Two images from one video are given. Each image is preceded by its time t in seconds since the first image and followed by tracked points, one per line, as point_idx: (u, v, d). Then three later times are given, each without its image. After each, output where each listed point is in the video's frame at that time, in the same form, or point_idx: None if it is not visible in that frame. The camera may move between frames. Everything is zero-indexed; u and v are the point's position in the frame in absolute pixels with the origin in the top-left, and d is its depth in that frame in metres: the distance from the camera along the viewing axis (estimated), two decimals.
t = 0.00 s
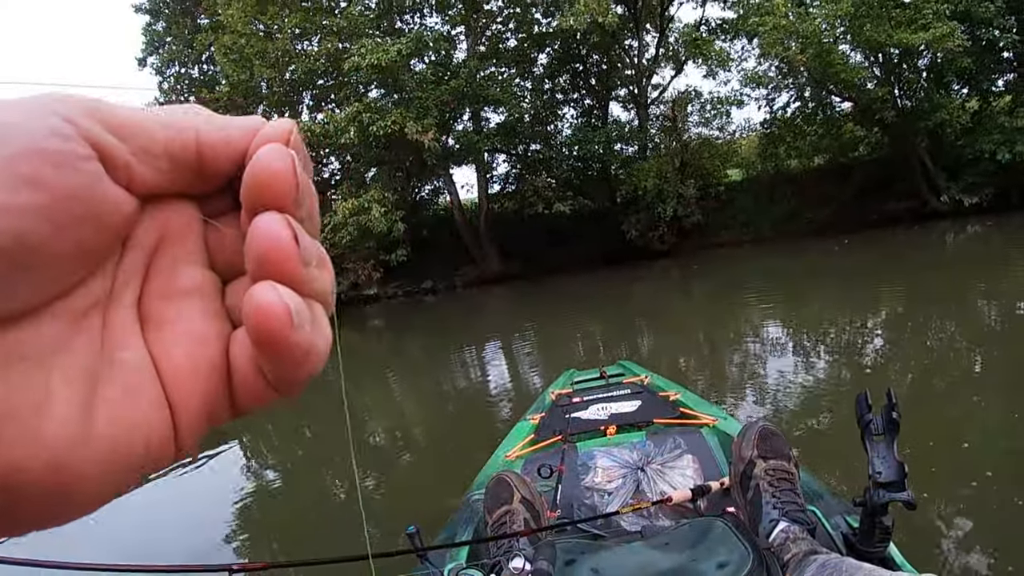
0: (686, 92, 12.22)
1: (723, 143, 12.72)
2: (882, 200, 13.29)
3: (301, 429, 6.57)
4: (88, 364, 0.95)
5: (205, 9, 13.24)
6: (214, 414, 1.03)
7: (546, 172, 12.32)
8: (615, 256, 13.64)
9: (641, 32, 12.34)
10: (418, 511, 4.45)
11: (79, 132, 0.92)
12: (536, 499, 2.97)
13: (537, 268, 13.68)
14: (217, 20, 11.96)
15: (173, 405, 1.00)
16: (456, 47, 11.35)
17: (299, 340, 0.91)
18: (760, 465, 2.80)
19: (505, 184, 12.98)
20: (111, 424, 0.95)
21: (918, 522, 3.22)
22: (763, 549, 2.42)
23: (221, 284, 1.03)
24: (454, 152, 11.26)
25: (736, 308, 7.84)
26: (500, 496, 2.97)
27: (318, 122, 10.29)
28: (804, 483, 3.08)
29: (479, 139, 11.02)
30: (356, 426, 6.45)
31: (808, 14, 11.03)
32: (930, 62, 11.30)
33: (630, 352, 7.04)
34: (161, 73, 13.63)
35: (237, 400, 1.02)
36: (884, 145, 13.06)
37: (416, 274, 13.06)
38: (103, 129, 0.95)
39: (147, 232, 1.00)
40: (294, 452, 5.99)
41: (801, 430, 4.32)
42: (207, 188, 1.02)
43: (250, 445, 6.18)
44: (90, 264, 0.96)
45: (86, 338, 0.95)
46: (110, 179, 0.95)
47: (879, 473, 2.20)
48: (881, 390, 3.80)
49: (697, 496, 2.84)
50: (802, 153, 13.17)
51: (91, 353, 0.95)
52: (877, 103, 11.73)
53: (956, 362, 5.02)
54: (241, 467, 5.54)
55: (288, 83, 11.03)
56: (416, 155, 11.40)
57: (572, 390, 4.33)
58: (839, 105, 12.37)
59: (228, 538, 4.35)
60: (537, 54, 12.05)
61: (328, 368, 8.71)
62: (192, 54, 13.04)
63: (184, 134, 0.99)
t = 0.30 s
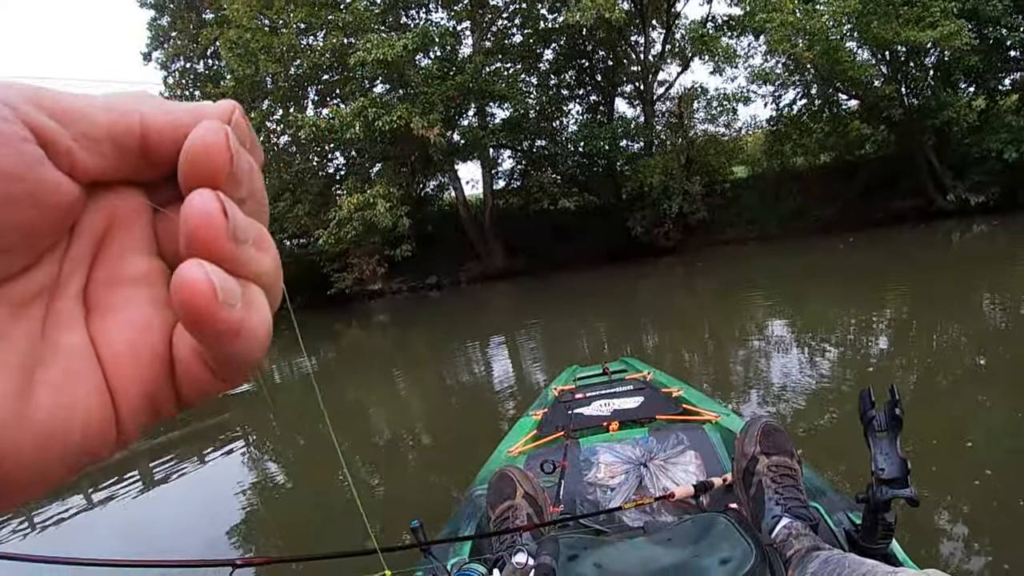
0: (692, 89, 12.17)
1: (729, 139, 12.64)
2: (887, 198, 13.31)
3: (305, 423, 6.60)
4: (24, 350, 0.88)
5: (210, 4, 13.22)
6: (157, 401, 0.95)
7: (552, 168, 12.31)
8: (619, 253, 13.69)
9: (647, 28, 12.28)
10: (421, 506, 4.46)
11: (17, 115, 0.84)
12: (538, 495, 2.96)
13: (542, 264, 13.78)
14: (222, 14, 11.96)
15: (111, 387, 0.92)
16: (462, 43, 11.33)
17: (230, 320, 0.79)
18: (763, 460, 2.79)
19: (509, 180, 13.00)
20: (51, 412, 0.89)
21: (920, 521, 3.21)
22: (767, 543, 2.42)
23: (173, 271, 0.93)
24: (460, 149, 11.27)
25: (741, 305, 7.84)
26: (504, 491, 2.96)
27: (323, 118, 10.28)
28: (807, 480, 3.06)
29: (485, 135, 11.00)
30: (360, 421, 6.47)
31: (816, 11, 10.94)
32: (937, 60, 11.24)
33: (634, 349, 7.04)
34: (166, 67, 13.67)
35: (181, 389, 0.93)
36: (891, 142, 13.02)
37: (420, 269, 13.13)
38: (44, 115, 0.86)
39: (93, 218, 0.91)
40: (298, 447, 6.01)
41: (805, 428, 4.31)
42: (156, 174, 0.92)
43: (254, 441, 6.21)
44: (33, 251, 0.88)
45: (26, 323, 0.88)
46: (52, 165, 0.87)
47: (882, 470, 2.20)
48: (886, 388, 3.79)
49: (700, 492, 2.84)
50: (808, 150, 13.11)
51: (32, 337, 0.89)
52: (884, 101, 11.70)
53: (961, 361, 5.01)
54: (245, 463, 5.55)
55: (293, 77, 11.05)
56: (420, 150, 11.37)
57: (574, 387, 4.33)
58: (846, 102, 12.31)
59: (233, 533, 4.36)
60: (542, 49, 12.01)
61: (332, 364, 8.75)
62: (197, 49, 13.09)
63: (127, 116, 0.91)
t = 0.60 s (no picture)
0: (700, 87, 12.12)
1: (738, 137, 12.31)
2: (895, 198, 13.25)
3: (309, 418, 6.62)
4: None
5: None
6: (34, 468, 0.68)
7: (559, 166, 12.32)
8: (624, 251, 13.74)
9: (656, 26, 12.24)
10: (424, 501, 4.47)
11: None
12: (540, 491, 2.95)
13: (548, 261, 13.82)
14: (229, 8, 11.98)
15: None
16: (470, 39, 11.32)
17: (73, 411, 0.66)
18: (766, 459, 2.79)
19: (516, 177, 13.01)
20: None
21: (923, 522, 3.20)
22: (769, 541, 2.41)
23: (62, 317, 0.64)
24: (467, 145, 11.27)
25: (747, 305, 7.82)
26: (507, 487, 2.96)
27: (331, 113, 10.27)
28: (809, 479, 3.06)
29: (492, 131, 10.97)
30: (363, 416, 6.49)
31: (825, 10, 10.87)
32: (946, 61, 11.17)
33: (638, 346, 7.03)
34: (174, 61, 13.75)
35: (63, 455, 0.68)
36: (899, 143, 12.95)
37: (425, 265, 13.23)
38: None
39: None
40: (302, 441, 6.03)
41: (810, 428, 4.30)
42: (53, 210, 0.67)
43: (259, 434, 6.23)
44: None
45: None
46: None
47: (885, 470, 2.17)
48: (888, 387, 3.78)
49: (702, 489, 2.84)
50: (815, 150, 13.07)
51: None
52: (893, 100, 11.45)
53: (967, 362, 4.99)
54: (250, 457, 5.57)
55: (300, 72, 11.12)
56: (427, 146, 11.37)
57: (577, 384, 4.33)
58: (853, 102, 12.24)
59: (237, 526, 4.37)
60: (550, 46, 11.99)
61: (337, 358, 8.79)
62: (204, 43, 13.14)
63: (12, 138, 0.65)
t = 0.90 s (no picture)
0: (709, 90, 12.11)
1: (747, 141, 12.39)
2: (905, 204, 13.18)
3: (313, 416, 6.62)
4: None
5: None
6: None
7: (567, 168, 12.32)
8: (631, 253, 13.70)
9: (666, 28, 12.21)
10: (426, 502, 4.47)
11: None
12: (543, 493, 2.94)
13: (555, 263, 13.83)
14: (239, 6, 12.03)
15: None
16: (479, 40, 11.34)
17: None
18: (769, 463, 2.77)
19: (524, 179, 13.02)
20: None
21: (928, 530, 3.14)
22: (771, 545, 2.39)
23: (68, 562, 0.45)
24: (475, 146, 11.29)
25: (753, 310, 7.79)
26: (510, 488, 2.94)
27: (340, 111, 10.29)
28: (812, 484, 3.03)
29: (501, 132, 10.97)
30: (368, 416, 6.49)
31: (836, 15, 10.82)
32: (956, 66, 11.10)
33: (643, 350, 7.01)
34: (184, 58, 13.85)
35: None
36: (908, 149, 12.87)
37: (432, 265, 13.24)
38: None
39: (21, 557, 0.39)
40: (306, 439, 6.04)
41: (815, 435, 4.26)
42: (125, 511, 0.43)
43: (263, 433, 6.25)
44: None
45: None
46: None
47: (887, 474, 2.15)
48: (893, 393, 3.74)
49: (705, 492, 2.82)
50: (824, 155, 13.02)
51: None
52: (904, 105, 11.35)
53: (975, 370, 4.94)
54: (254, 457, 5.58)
55: (309, 71, 11.16)
56: (435, 146, 11.37)
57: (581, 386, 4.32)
58: (863, 106, 12.19)
59: (238, 523, 4.38)
60: (560, 48, 11.99)
61: (343, 357, 8.81)
62: (214, 40, 13.22)
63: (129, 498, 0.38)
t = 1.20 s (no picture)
0: (722, 102, 12.10)
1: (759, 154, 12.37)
2: (920, 218, 13.07)
3: (321, 422, 6.63)
4: None
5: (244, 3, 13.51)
6: None
7: (580, 178, 12.35)
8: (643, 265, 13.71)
9: (679, 40, 12.22)
10: (431, 510, 4.45)
11: None
12: (550, 503, 2.90)
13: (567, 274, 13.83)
14: (255, 13, 12.16)
15: None
16: (493, 50, 11.40)
17: None
18: (777, 477, 2.73)
19: (536, 189, 13.03)
20: None
21: (935, 545, 3.06)
22: (778, 560, 2.35)
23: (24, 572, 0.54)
24: (488, 156, 11.31)
25: (763, 323, 7.75)
26: (518, 498, 2.91)
27: (353, 119, 10.44)
28: (819, 498, 2.98)
29: (514, 142, 11.00)
30: (374, 424, 6.48)
31: (849, 28, 10.80)
32: (969, 80, 11.03)
33: (652, 362, 6.98)
34: (199, 64, 14.04)
35: None
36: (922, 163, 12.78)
37: (443, 274, 13.28)
38: None
39: None
40: (312, 445, 6.05)
41: (824, 450, 4.20)
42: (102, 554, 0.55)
43: (271, 439, 6.26)
44: None
45: None
46: None
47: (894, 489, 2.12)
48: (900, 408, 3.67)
49: (712, 505, 2.78)
50: (838, 168, 12.96)
51: None
52: (917, 119, 11.24)
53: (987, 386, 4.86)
54: (261, 462, 5.59)
55: (324, 79, 11.26)
56: (447, 155, 11.39)
57: (589, 398, 4.29)
58: (876, 119, 12.11)
59: (245, 527, 4.39)
60: (573, 58, 12.02)
61: (352, 365, 8.83)
62: (229, 48, 13.40)
63: None
